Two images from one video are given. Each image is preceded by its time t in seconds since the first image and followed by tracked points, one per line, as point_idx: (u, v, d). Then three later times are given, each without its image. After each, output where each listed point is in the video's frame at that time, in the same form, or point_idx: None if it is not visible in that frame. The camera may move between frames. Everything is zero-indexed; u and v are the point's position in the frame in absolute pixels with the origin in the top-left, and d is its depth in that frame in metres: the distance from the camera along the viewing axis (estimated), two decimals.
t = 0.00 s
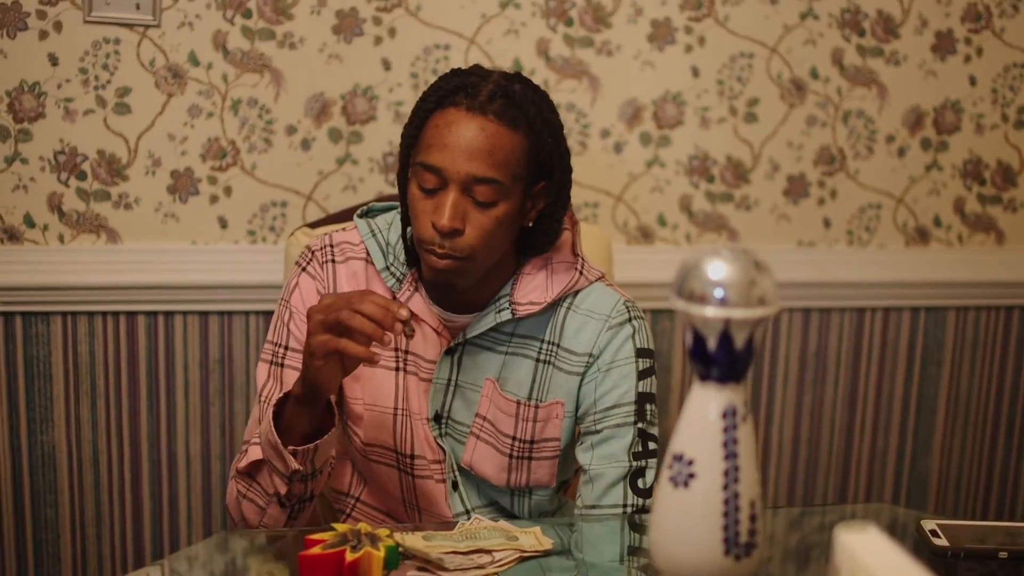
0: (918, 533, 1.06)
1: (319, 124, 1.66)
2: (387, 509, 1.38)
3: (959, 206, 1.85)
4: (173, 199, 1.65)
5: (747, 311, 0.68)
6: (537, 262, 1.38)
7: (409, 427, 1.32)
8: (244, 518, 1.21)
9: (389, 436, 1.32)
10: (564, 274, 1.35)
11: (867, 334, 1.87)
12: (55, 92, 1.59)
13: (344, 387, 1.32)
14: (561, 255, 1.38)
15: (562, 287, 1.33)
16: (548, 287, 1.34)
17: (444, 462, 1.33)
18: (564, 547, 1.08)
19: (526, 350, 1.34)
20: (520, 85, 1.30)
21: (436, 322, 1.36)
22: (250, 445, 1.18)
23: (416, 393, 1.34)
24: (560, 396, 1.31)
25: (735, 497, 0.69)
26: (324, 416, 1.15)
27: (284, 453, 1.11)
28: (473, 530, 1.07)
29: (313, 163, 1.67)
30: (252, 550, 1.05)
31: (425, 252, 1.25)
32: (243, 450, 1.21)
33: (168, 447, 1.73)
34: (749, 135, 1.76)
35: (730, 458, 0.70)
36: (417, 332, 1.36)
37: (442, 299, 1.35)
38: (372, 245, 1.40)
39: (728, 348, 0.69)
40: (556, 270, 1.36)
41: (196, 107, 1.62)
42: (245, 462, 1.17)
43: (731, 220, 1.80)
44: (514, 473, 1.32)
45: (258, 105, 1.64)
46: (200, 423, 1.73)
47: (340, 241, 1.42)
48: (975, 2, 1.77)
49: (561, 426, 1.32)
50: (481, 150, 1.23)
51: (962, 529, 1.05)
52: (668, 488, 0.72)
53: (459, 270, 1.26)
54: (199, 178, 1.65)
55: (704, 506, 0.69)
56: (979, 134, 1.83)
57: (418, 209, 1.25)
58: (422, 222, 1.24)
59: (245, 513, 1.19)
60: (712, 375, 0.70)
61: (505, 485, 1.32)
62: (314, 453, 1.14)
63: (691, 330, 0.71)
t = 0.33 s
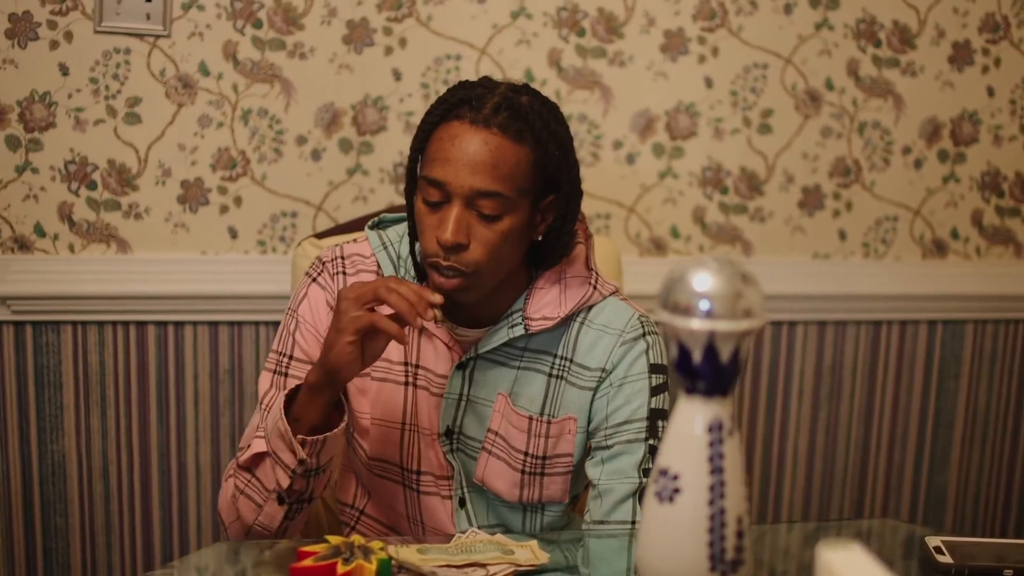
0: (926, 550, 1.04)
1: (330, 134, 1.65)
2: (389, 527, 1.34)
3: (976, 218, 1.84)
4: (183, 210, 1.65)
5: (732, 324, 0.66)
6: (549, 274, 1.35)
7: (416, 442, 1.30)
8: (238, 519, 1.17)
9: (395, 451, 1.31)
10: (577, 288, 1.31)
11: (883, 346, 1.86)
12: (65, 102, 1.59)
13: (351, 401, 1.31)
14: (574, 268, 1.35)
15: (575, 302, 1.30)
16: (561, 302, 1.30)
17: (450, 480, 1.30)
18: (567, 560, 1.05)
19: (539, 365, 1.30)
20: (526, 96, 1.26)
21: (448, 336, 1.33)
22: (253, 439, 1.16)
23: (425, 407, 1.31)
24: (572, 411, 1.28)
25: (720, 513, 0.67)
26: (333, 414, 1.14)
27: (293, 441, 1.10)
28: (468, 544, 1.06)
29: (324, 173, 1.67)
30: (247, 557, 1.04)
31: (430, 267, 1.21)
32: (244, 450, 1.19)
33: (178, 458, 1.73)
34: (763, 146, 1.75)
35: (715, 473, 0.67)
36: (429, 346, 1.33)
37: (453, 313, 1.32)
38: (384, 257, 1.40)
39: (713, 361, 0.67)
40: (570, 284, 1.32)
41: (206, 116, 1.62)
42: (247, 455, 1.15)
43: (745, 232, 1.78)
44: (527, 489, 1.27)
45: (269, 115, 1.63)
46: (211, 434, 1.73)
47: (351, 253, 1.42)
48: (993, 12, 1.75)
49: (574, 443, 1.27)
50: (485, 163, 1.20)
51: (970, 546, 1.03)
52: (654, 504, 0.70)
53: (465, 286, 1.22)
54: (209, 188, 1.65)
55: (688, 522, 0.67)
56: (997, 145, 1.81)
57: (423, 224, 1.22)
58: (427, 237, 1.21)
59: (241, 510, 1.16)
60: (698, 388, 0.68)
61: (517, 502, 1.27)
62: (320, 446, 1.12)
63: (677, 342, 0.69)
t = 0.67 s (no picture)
0: (935, 564, 1.03)
1: (343, 141, 1.65)
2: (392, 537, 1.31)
3: (1000, 227, 1.81)
4: (196, 217, 1.64)
5: (721, 329, 0.64)
6: (562, 285, 1.32)
7: (423, 452, 1.28)
8: (237, 519, 1.13)
9: (402, 461, 1.29)
10: (590, 299, 1.29)
11: (904, 357, 1.83)
12: (79, 109, 1.59)
13: (358, 410, 1.31)
14: (587, 277, 1.33)
15: (588, 313, 1.27)
16: (573, 313, 1.29)
17: (457, 491, 1.27)
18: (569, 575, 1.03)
19: (549, 375, 1.28)
20: (539, 104, 1.23)
21: (458, 345, 1.31)
22: (256, 436, 1.14)
23: (435, 417, 1.29)
24: (584, 423, 1.26)
25: (709, 524, 0.66)
26: (340, 414, 1.13)
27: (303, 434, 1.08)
28: (466, 554, 1.04)
29: (337, 180, 1.66)
30: (243, 560, 1.02)
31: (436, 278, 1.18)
32: (245, 448, 1.16)
33: (191, 466, 1.72)
34: (782, 154, 1.73)
35: (704, 483, 0.66)
36: (439, 355, 1.31)
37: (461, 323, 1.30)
38: (394, 265, 1.39)
39: (701, 368, 0.65)
40: (582, 295, 1.30)
41: (220, 123, 1.62)
42: (251, 451, 1.12)
43: (764, 241, 1.76)
44: (537, 500, 1.25)
45: (282, 122, 1.63)
46: (224, 443, 1.72)
47: (362, 259, 1.41)
48: (1016, 18, 1.73)
49: (585, 454, 1.25)
50: (492, 173, 1.16)
51: (981, 561, 1.01)
52: (642, 514, 0.68)
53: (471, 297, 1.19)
54: (223, 195, 1.64)
55: (677, 533, 0.66)
56: (1021, 153, 1.78)
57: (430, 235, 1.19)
58: (434, 247, 1.18)
59: (241, 507, 1.12)
60: (686, 396, 0.66)
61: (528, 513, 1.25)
62: (329, 442, 1.10)
63: (665, 349, 0.67)
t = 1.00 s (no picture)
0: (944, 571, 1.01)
1: (358, 143, 1.64)
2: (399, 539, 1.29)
3: None
4: (210, 218, 1.64)
5: (712, 326, 0.59)
6: (574, 289, 1.29)
7: (430, 455, 1.26)
8: (237, 514, 1.11)
9: (409, 463, 1.26)
10: (601, 304, 1.26)
11: (925, 363, 1.81)
12: (93, 110, 1.59)
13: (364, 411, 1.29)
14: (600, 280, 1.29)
15: (599, 318, 1.25)
16: (584, 318, 1.26)
17: (463, 495, 1.25)
18: None
19: (558, 379, 1.26)
20: (551, 107, 1.18)
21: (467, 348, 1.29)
22: (257, 428, 1.11)
23: (443, 419, 1.28)
24: (593, 428, 1.23)
25: (698, 527, 0.60)
26: (343, 407, 1.11)
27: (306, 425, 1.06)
28: (464, 557, 1.02)
29: (352, 182, 1.65)
30: (240, 561, 1.02)
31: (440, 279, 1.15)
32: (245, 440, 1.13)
33: (205, 469, 1.72)
34: (802, 157, 1.71)
35: (692, 485, 0.61)
36: (448, 358, 1.30)
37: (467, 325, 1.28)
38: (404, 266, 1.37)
39: (689, 367, 0.60)
40: (594, 300, 1.27)
41: (234, 125, 1.61)
42: (252, 443, 1.10)
43: (783, 245, 1.74)
44: (545, 506, 1.23)
45: (296, 123, 1.62)
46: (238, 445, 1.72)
47: (373, 259, 1.40)
48: None
49: (594, 460, 1.23)
50: (500, 177, 1.12)
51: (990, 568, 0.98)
52: (629, 517, 0.63)
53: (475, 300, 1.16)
54: (237, 197, 1.64)
55: (663, 537, 0.61)
56: None
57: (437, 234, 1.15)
58: (439, 248, 1.14)
59: (241, 501, 1.10)
60: (676, 395, 0.61)
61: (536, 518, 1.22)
62: (331, 434, 1.08)
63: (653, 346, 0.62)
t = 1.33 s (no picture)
0: None
1: (373, 144, 1.63)
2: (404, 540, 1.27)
3: None
4: (224, 219, 1.63)
5: (699, 323, 0.57)
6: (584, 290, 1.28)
7: (436, 455, 1.24)
8: (235, 508, 1.11)
9: (414, 464, 1.24)
10: (610, 305, 1.25)
11: (947, 368, 1.79)
12: (107, 110, 1.58)
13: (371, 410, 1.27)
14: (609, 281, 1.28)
15: (608, 318, 1.23)
16: (592, 318, 1.24)
17: (469, 496, 1.22)
18: None
19: (567, 382, 1.24)
20: (561, 107, 1.17)
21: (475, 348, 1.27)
22: (259, 421, 1.11)
23: (450, 419, 1.26)
24: (601, 430, 1.21)
25: (685, 529, 0.58)
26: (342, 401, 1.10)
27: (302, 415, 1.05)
28: (463, 559, 1.01)
29: (366, 184, 1.64)
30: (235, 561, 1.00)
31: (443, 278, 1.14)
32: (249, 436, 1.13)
33: (218, 471, 1.71)
34: (821, 160, 1.69)
35: (680, 485, 0.59)
36: (456, 358, 1.28)
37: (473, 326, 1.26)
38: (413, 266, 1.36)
39: (675, 365, 0.58)
40: (603, 301, 1.26)
41: (248, 125, 1.61)
42: (251, 436, 1.10)
43: (802, 249, 1.72)
44: (553, 509, 1.20)
45: (311, 124, 1.61)
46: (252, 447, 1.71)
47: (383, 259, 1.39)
48: None
49: (602, 463, 1.21)
50: (505, 176, 1.11)
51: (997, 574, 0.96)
52: (615, 515, 0.61)
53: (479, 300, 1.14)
54: (251, 197, 1.63)
55: (649, 539, 0.59)
56: None
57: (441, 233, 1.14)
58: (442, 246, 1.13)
59: (240, 495, 1.10)
60: (663, 394, 0.59)
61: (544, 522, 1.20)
62: (329, 427, 1.07)
63: (639, 342, 0.59)
